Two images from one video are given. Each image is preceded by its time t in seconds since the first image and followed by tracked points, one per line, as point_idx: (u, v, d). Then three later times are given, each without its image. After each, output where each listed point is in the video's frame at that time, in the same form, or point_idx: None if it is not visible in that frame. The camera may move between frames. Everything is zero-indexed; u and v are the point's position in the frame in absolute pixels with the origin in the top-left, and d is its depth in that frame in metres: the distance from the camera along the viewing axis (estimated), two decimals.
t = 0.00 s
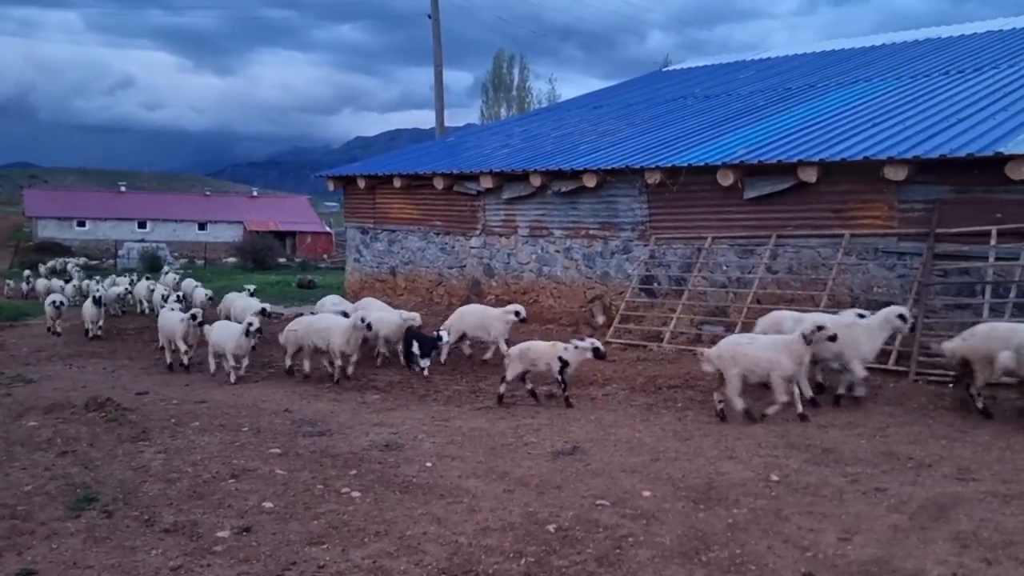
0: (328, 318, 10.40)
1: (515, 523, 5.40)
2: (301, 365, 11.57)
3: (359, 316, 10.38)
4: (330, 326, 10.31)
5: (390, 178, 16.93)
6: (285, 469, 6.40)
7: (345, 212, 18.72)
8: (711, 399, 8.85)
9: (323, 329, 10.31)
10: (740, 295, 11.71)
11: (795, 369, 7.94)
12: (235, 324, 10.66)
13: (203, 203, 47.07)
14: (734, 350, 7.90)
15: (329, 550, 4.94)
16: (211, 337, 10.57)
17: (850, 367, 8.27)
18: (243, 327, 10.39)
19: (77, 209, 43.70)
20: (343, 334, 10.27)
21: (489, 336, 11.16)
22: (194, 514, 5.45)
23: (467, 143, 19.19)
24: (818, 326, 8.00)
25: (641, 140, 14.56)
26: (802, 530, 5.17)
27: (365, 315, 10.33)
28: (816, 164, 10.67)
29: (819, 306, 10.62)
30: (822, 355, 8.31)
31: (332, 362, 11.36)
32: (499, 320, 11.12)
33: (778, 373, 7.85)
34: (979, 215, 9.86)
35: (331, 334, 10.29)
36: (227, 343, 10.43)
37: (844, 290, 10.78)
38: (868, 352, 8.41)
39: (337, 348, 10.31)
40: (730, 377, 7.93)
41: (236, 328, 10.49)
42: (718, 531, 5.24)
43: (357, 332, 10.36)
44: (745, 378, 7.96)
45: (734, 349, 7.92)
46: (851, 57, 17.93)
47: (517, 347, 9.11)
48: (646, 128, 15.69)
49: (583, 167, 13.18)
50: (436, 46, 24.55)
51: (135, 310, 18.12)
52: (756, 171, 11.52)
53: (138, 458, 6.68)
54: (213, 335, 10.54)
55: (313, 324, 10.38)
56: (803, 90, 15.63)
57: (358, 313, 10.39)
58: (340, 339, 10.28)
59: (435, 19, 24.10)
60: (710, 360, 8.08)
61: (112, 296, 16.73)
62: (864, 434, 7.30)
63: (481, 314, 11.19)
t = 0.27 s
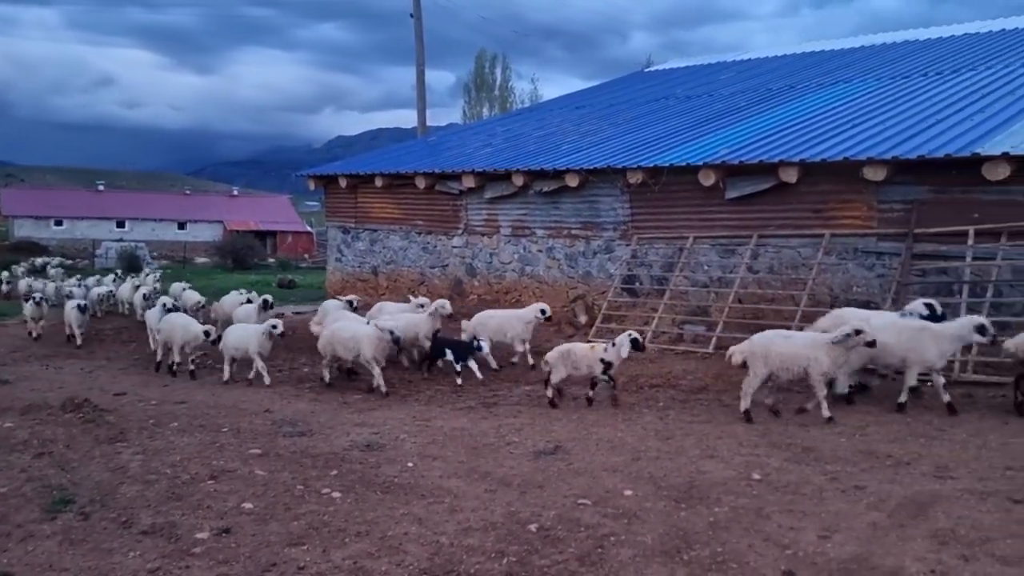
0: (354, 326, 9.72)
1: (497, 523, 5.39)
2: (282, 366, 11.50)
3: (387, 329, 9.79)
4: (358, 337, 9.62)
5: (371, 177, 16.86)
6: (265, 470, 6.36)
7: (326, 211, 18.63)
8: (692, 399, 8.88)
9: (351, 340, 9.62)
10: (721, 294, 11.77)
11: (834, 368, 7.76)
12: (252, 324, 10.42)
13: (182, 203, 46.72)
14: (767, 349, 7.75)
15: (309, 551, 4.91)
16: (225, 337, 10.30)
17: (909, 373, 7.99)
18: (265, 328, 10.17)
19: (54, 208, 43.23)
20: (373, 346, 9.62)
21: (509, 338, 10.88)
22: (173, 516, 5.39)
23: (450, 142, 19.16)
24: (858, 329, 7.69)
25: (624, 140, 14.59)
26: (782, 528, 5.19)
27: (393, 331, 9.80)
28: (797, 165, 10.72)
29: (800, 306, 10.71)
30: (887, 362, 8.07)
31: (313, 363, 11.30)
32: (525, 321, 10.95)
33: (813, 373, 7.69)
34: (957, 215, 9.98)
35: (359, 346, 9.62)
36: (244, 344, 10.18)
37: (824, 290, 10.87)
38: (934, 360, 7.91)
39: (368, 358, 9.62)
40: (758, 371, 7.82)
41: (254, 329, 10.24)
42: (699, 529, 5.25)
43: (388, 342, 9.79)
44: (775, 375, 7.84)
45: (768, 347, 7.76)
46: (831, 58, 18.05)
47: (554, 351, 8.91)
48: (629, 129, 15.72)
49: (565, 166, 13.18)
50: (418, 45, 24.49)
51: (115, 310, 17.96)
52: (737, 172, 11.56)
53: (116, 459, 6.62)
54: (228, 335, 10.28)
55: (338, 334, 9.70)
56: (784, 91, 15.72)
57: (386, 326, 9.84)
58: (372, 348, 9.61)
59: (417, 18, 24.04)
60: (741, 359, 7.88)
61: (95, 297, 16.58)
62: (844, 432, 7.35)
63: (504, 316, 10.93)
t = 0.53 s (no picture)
0: (347, 331, 9.20)
1: (441, 526, 5.35)
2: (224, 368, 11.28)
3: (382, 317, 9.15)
4: (354, 338, 9.08)
5: (316, 176, 16.64)
6: (203, 475, 6.22)
7: (270, 211, 18.35)
8: (637, 398, 8.95)
9: (345, 342, 9.07)
10: (667, 295, 11.91)
11: (822, 370, 7.74)
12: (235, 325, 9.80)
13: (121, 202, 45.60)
14: (756, 347, 7.87)
15: (248, 558, 4.81)
16: (205, 339, 9.71)
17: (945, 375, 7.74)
18: (248, 329, 9.55)
19: None
20: (368, 343, 9.04)
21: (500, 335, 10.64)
22: (106, 524, 5.24)
23: (397, 142, 19.02)
24: (847, 328, 7.71)
25: (571, 142, 14.65)
26: (725, 526, 5.24)
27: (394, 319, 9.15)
28: (740, 168, 10.86)
29: (743, 307, 10.92)
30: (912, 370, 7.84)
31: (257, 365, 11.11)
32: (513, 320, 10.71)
33: (798, 374, 7.71)
34: (893, 218, 10.24)
35: (354, 346, 9.05)
36: (226, 346, 9.57)
37: (767, 290, 11.08)
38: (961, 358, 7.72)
39: (365, 358, 9.03)
40: (750, 372, 7.88)
41: (236, 330, 9.62)
42: (643, 528, 5.27)
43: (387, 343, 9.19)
44: (766, 374, 7.92)
45: (758, 345, 7.87)
46: (775, 63, 18.38)
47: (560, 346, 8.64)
48: (576, 130, 15.79)
49: (513, 167, 13.17)
50: (365, 43, 24.27)
51: (49, 312, 17.45)
52: (682, 173, 11.68)
53: (47, 466, 6.41)
54: (209, 336, 9.68)
55: (332, 338, 9.19)
56: (729, 94, 15.95)
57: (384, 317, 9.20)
58: (366, 348, 9.03)
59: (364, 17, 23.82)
60: (732, 360, 8.01)
61: (30, 298, 16.10)
62: (785, 430, 7.47)
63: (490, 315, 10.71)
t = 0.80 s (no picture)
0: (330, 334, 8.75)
1: (349, 532, 5.26)
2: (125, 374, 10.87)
3: (380, 331, 8.90)
4: (340, 342, 8.67)
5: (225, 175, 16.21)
6: (99, 486, 5.97)
7: (177, 210, 17.79)
8: (551, 399, 9.00)
9: (328, 345, 8.65)
10: (581, 297, 12.01)
11: (778, 369, 7.76)
12: (190, 331, 9.19)
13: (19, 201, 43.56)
14: (714, 350, 7.76)
15: (145, 571, 4.63)
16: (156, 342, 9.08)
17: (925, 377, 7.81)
18: (208, 337, 8.98)
19: None
20: (355, 351, 8.70)
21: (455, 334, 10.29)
22: None
23: (311, 141, 18.71)
24: (801, 330, 7.87)
25: (487, 144, 14.65)
26: (633, 525, 5.30)
27: (386, 332, 8.90)
28: (653, 171, 11.06)
29: (655, 309, 11.11)
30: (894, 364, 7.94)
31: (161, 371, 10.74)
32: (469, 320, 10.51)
33: (758, 375, 7.68)
34: (797, 222, 10.57)
35: (340, 352, 8.64)
36: (180, 352, 8.94)
37: (678, 292, 11.27)
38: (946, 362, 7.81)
39: (347, 369, 8.68)
40: (704, 374, 7.82)
41: (192, 336, 9.01)
42: (553, 529, 5.29)
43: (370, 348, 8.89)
44: (721, 377, 7.83)
45: (714, 348, 7.77)
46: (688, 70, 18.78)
47: (536, 354, 8.32)
48: (493, 132, 15.79)
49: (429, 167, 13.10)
50: (278, 40, 23.80)
51: None
52: (596, 176, 11.83)
53: None
54: (161, 340, 9.06)
55: (314, 340, 8.69)
56: (643, 99, 16.22)
57: (378, 329, 8.93)
58: (351, 356, 8.67)
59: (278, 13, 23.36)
60: (688, 363, 7.88)
61: None
62: (694, 428, 7.62)
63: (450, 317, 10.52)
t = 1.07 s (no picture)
0: (317, 344, 8.13)
1: (246, 542, 5.10)
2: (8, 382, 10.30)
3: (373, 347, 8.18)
4: (330, 355, 8.05)
5: (120, 172, 15.57)
6: None
7: (68, 209, 16.99)
8: (459, 402, 8.96)
9: (318, 360, 8.01)
10: (491, 298, 11.96)
11: (732, 368, 7.89)
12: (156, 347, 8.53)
13: None
14: (668, 349, 7.84)
15: None
16: (114, 358, 8.34)
17: (899, 382, 7.69)
18: (186, 356, 8.39)
19: None
20: (349, 363, 8.12)
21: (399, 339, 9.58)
22: None
23: (212, 138, 18.17)
24: (762, 333, 8.01)
25: (396, 144, 14.50)
26: (536, 525, 5.29)
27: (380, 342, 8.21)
28: (561, 174, 11.15)
29: (563, 310, 11.17)
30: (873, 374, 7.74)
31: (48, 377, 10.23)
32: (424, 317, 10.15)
33: (710, 375, 7.80)
34: (699, 226, 10.82)
35: (333, 366, 8.02)
36: (145, 364, 8.25)
37: (586, 294, 11.35)
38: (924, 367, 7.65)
39: (344, 384, 8.06)
40: (662, 373, 7.82)
41: (155, 348, 8.35)
42: (456, 533, 5.24)
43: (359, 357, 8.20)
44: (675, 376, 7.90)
45: (668, 346, 7.85)
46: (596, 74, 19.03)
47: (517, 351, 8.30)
48: (401, 132, 15.64)
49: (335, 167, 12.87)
50: (179, 34, 23.04)
51: None
52: (506, 178, 11.83)
53: None
54: (118, 353, 8.34)
55: (299, 355, 8.03)
56: (552, 103, 16.34)
57: (371, 338, 8.23)
58: (346, 368, 8.07)
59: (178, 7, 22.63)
60: (643, 359, 7.93)
61: None
62: (599, 428, 7.69)
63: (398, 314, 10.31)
